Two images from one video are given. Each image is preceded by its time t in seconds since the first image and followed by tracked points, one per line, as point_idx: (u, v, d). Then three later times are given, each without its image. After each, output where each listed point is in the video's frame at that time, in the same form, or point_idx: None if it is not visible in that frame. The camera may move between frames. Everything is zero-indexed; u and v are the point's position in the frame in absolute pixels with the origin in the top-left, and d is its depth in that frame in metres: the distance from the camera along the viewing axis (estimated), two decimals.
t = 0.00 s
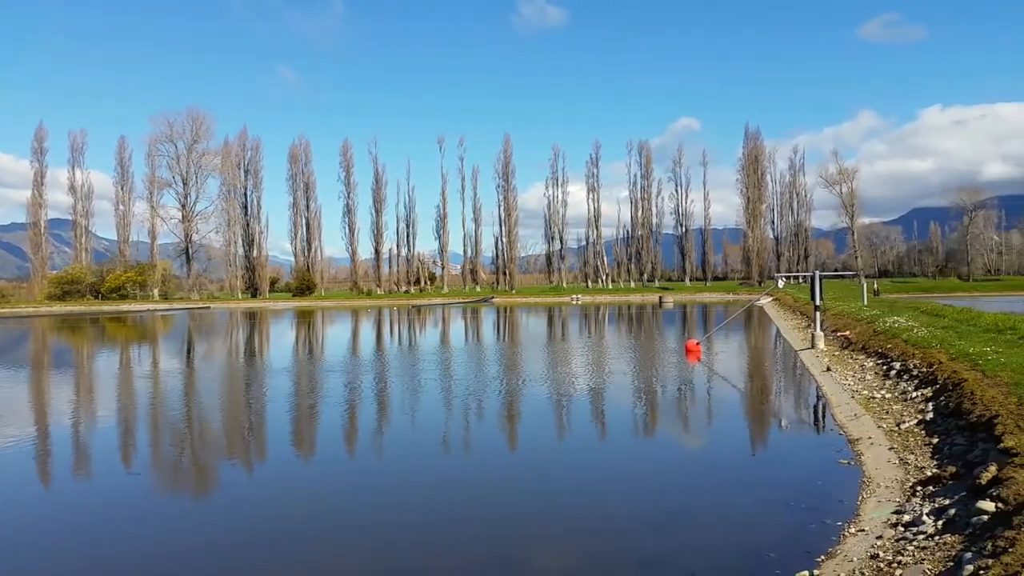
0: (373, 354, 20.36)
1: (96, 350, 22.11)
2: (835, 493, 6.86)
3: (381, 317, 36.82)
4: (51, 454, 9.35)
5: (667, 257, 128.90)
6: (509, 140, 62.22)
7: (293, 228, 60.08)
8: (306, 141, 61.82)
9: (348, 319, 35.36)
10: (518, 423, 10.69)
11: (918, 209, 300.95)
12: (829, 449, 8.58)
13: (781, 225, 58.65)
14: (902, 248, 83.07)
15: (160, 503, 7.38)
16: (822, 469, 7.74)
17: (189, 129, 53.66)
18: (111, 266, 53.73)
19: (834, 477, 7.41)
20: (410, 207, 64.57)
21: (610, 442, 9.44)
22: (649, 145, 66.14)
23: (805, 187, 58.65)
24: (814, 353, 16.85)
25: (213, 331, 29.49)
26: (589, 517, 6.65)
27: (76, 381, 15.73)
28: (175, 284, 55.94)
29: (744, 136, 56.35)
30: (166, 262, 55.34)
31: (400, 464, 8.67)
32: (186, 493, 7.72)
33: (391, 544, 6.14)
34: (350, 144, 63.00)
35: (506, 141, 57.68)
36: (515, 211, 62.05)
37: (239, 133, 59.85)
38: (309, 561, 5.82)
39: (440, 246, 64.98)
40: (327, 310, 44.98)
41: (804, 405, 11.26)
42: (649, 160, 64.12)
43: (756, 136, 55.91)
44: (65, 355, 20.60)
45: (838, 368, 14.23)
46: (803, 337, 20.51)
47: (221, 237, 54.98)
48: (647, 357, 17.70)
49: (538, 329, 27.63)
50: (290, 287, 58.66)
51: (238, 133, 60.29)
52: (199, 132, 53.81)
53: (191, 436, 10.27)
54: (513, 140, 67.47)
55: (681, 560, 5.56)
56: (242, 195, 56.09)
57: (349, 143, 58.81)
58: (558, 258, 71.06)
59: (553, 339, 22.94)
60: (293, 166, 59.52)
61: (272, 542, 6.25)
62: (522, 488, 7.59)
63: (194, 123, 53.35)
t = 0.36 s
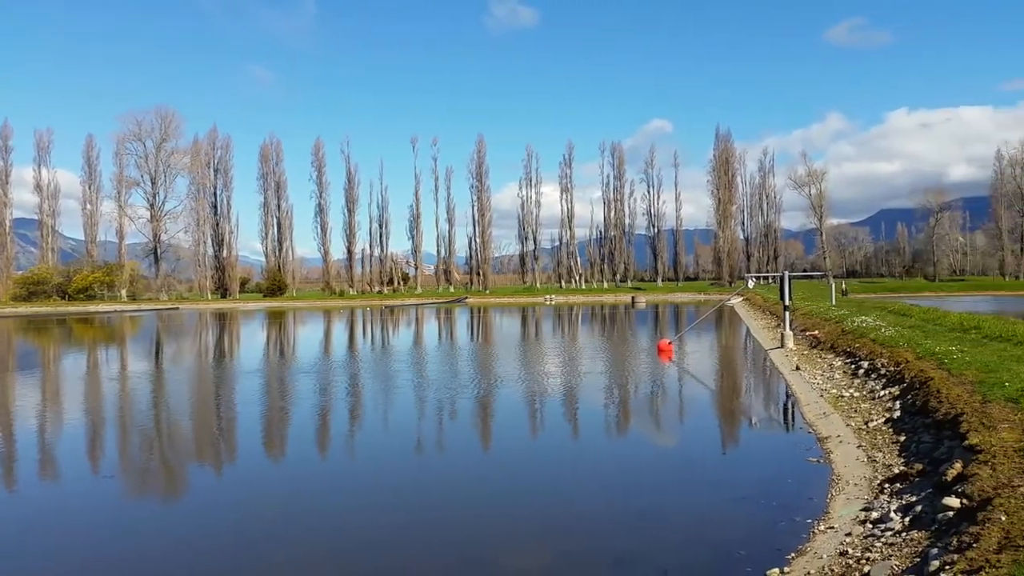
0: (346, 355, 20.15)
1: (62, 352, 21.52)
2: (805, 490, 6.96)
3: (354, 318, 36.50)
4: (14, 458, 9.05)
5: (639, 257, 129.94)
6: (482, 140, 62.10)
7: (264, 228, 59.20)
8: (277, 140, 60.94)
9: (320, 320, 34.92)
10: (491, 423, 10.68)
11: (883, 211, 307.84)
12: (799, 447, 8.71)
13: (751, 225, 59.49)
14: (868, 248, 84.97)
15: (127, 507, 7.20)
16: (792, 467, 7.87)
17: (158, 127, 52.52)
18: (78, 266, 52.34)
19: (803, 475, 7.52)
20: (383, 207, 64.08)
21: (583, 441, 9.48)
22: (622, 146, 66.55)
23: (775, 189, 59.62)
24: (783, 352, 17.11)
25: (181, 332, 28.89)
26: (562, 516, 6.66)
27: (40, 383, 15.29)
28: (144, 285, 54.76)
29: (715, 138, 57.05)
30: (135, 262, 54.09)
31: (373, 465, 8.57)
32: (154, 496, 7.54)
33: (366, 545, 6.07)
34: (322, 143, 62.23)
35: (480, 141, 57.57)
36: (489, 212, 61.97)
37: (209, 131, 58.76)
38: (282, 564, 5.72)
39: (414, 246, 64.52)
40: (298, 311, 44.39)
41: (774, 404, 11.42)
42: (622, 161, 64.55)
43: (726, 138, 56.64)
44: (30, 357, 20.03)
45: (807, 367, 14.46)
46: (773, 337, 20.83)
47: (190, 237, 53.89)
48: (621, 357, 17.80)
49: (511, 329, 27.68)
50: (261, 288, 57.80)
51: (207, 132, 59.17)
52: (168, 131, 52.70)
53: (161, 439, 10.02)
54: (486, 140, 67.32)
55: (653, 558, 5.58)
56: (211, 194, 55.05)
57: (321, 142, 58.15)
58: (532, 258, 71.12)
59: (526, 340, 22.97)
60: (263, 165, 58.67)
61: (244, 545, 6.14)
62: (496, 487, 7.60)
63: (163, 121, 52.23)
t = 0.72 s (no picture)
0: (321, 356, 19.93)
1: (29, 354, 20.98)
2: (778, 489, 7.05)
3: (329, 318, 36.13)
4: None
5: (615, 257, 130.66)
6: (459, 140, 61.93)
7: (237, 228, 58.32)
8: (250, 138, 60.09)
9: (294, 321, 34.49)
10: (467, 424, 10.62)
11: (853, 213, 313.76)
12: (773, 445, 8.82)
13: (724, 226, 60.18)
14: (839, 248, 86.50)
15: (97, 511, 7.03)
16: (766, 465, 7.97)
17: (129, 125, 51.39)
18: (46, 266, 51.04)
19: (776, 473, 7.62)
20: (358, 207, 63.51)
21: (559, 441, 9.48)
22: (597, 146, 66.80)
23: (747, 190, 60.40)
24: (756, 351, 17.33)
25: (152, 333, 28.28)
26: (540, 516, 6.66)
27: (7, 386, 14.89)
28: (114, 286, 53.63)
29: (689, 139, 57.62)
30: (105, 262, 52.92)
31: (349, 467, 8.49)
32: (126, 500, 7.37)
33: (343, 547, 6.01)
34: (296, 142, 61.48)
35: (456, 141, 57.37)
36: (465, 212, 61.80)
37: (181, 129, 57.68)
38: (258, 568, 5.63)
39: (389, 246, 64.08)
40: (271, 311, 43.87)
41: (747, 403, 11.55)
42: (597, 162, 64.87)
43: (701, 140, 57.25)
44: None
45: (780, 366, 14.66)
46: (746, 336, 21.10)
47: (161, 237, 52.83)
48: (597, 356, 17.87)
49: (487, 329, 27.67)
50: (233, 288, 57.01)
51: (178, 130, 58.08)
52: (139, 130, 51.66)
53: (132, 442, 9.80)
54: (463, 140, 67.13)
55: (629, 556, 5.62)
56: (183, 193, 54.05)
57: (295, 141, 57.48)
58: (508, 259, 71.08)
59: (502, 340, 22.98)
60: (237, 164, 57.83)
61: (219, 548, 6.03)
62: (474, 488, 7.57)
63: (134, 119, 51.14)
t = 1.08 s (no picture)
0: (294, 357, 19.68)
1: None
2: (751, 486, 7.14)
3: (302, 319, 35.68)
4: None
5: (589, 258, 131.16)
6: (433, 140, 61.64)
7: (208, 228, 57.31)
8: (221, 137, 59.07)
9: (266, 322, 34.02)
10: (442, 425, 10.55)
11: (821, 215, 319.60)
12: (744, 444, 8.93)
13: (697, 227, 60.83)
14: (809, 249, 87.97)
15: (65, 515, 6.85)
16: (738, 463, 8.07)
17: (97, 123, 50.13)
18: (11, 266, 49.58)
19: (748, 471, 7.71)
20: (331, 207, 62.80)
21: (534, 441, 9.48)
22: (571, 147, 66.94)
23: (719, 191, 61.15)
24: (728, 351, 17.55)
25: (121, 334, 27.68)
26: (516, 516, 6.65)
27: None
28: (83, 286, 52.42)
29: (662, 140, 58.10)
30: (72, 262, 51.66)
31: (323, 469, 8.37)
32: (95, 504, 7.19)
33: (320, 549, 5.94)
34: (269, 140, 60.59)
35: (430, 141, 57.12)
36: (439, 212, 61.52)
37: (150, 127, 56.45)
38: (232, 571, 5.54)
39: (363, 246, 63.53)
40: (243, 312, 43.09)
41: (720, 402, 11.68)
42: (571, 163, 65.09)
43: (674, 141, 57.79)
44: None
45: (751, 365, 14.87)
46: (718, 336, 21.35)
47: (131, 237, 51.63)
48: (571, 356, 17.92)
49: (462, 329, 27.62)
50: (204, 288, 56.03)
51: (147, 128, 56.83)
52: (108, 128, 50.42)
53: (101, 445, 9.58)
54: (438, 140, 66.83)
55: (604, 555, 5.64)
56: (153, 193, 52.93)
57: (266, 140, 56.73)
58: (483, 259, 70.90)
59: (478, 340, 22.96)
60: (208, 163, 56.83)
61: (191, 553, 5.90)
62: (450, 489, 7.53)
63: (102, 117, 49.92)
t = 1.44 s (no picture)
0: (268, 358, 19.41)
1: None
2: (724, 485, 7.20)
3: (274, 320, 35.22)
4: None
5: (563, 258, 131.58)
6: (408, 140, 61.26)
7: (179, 228, 56.26)
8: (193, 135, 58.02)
9: (238, 323, 33.56)
10: (416, 425, 10.47)
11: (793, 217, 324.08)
12: (718, 442, 9.01)
13: (671, 228, 61.39)
14: (780, 250, 89.29)
15: (32, 520, 6.67)
16: (710, 462, 8.13)
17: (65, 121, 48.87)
18: None
19: (721, 469, 7.80)
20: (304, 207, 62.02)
21: (510, 441, 9.48)
22: (546, 148, 66.98)
23: (693, 192, 61.79)
24: (702, 350, 17.72)
25: (91, 335, 27.10)
26: (492, 516, 6.64)
27: None
28: (51, 287, 51.21)
29: (637, 141, 58.51)
30: (40, 263, 50.39)
31: (297, 471, 8.27)
32: (64, 507, 7.02)
33: (294, 551, 5.86)
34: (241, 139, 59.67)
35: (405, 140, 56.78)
36: (414, 213, 61.16)
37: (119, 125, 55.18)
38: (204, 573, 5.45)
39: (337, 247, 62.94)
40: (215, 312, 42.40)
41: (692, 401, 11.80)
42: (546, 164, 65.22)
43: (648, 142, 58.25)
44: None
45: (724, 365, 15.03)
46: (692, 335, 21.58)
47: (100, 238, 50.44)
48: (547, 357, 17.96)
49: (438, 330, 27.52)
50: (175, 289, 55.03)
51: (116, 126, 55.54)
52: (76, 126, 49.19)
53: (70, 447, 9.36)
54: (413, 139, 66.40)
55: (579, 555, 5.64)
56: (123, 192, 51.76)
57: (239, 139, 55.85)
58: (458, 260, 70.64)
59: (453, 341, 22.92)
60: (179, 162, 55.81)
61: (161, 555, 5.80)
62: (426, 489, 7.48)
63: (71, 115, 48.70)
